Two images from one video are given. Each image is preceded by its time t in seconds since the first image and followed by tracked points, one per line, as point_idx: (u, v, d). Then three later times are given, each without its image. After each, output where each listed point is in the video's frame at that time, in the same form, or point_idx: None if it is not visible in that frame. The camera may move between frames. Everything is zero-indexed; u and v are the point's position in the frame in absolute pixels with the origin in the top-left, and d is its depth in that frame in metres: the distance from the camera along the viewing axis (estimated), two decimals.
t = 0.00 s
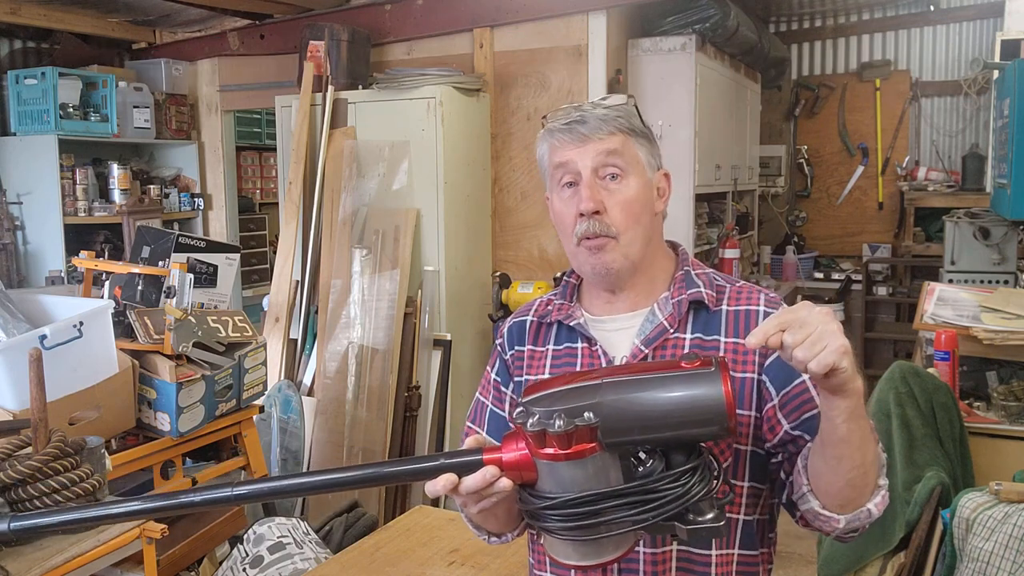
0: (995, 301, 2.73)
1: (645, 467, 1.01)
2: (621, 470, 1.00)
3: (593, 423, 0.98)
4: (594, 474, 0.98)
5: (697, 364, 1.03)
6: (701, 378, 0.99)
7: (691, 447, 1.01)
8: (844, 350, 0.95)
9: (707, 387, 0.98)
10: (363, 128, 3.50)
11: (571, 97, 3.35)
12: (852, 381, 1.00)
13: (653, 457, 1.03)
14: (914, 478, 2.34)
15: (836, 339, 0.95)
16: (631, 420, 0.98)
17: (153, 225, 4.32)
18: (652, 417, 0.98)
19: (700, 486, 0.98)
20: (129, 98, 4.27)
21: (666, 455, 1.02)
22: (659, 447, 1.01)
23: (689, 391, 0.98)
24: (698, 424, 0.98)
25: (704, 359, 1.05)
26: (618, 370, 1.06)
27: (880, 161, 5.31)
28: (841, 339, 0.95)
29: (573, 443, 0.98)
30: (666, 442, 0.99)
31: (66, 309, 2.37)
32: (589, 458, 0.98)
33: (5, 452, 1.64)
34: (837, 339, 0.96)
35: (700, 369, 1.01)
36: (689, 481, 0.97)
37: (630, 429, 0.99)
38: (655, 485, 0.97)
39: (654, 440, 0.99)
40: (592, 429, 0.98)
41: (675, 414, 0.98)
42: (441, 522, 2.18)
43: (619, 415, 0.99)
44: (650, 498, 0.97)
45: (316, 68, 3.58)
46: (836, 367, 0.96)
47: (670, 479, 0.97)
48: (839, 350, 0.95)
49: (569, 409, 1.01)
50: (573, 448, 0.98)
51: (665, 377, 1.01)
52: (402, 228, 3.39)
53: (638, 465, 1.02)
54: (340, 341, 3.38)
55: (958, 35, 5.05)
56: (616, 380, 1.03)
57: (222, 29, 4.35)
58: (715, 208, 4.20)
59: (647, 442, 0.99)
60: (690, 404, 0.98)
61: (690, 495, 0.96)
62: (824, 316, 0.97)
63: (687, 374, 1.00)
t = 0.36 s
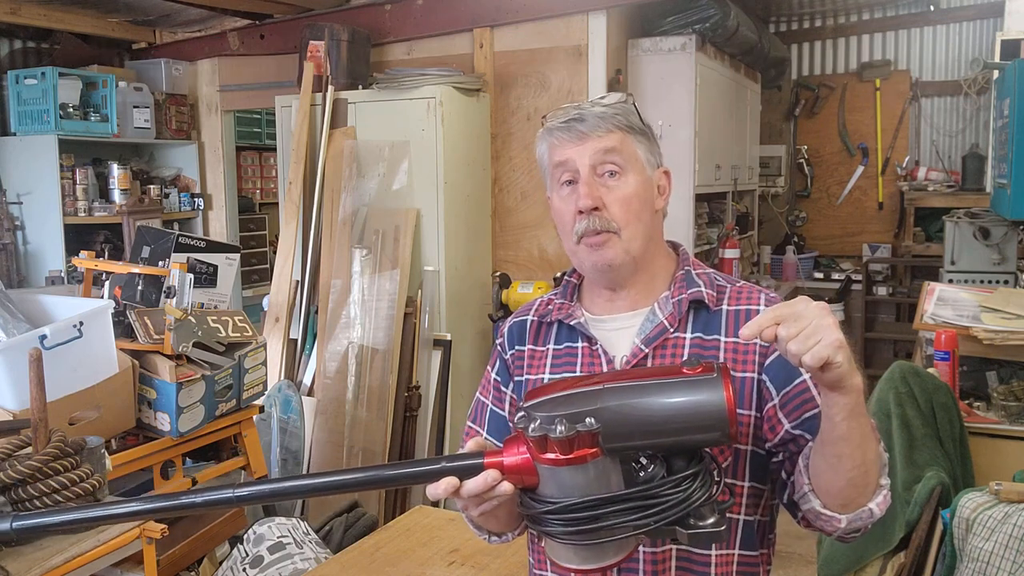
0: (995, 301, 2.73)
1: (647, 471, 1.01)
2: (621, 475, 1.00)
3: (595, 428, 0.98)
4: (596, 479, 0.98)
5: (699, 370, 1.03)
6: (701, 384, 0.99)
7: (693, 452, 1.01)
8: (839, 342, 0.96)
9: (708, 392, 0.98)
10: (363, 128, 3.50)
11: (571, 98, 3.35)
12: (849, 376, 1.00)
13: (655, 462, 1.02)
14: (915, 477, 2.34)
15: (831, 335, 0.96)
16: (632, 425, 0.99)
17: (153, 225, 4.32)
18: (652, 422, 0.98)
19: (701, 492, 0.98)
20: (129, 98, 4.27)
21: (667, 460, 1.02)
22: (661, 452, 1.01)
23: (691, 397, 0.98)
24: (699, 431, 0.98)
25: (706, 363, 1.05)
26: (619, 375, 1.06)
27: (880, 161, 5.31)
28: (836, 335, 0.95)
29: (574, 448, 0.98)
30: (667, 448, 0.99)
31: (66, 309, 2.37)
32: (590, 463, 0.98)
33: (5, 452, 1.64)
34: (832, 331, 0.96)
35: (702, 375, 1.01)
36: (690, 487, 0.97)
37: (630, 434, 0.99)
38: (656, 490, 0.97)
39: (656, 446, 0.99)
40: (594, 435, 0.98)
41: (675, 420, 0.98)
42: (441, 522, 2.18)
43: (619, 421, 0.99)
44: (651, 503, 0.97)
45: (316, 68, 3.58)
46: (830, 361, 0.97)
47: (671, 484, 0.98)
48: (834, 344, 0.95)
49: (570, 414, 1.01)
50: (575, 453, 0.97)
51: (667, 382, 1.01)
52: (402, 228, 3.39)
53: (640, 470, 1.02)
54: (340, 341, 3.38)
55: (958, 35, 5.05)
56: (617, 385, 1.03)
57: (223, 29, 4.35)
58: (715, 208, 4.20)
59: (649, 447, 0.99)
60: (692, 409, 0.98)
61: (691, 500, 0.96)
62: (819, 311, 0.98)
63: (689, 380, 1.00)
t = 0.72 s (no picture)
0: (995, 301, 2.73)
1: (645, 472, 1.01)
2: (620, 475, 1.00)
3: (593, 427, 0.98)
4: (594, 478, 0.98)
5: (699, 371, 1.02)
6: (700, 384, 0.99)
7: (691, 453, 1.01)
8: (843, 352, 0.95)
9: (709, 393, 0.98)
10: (363, 128, 3.50)
11: (571, 98, 3.35)
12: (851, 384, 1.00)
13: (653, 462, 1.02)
14: (915, 478, 2.32)
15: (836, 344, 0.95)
16: (632, 424, 0.99)
17: (153, 225, 4.32)
18: (650, 422, 0.98)
19: (699, 492, 0.97)
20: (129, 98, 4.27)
21: (665, 460, 1.02)
22: (659, 453, 1.01)
23: (690, 398, 0.98)
24: (697, 432, 0.98)
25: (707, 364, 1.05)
26: (619, 375, 1.06)
27: (880, 161, 5.31)
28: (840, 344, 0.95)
29: (572, 447, 0.98)
30: (666, 448, 0.99)
31: (66, 309, 2.37)
32: (588, 462, 0.98)
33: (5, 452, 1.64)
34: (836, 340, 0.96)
35: (702, 376, 1.01)
36: (688, 487, 0.97)
37: (629, 434, 0.99)
38: (654, 491, 0.97)
39: (654, 446, 0.99)
40: (592, 434, 0.98)
41: (674, 421, 0.98)
42: (441, 522, 2.18)
43: (618, 421, 0.99)
44: (648, 503, 0.97)
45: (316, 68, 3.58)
46: (834, 370, 0.96)
47: (669, 485, 0.98)
48: (838, 354, 0.95)
49: (569, 413, 1.01)
50: (573, 452, 0.97)
51: (667, 383, 1.00)
52: (402, 228, 3.39)
53: (637, 470, 1.02)
54: (340, 341, 3.39)
55: (958, 35, 5.05)
56: (617, 385, 1.03)
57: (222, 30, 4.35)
58: (715, 208, 4.20)
59: (647, 448, 0.99)
60: (691, 410, 0.98)
61: (688, 501, 0.96)
62: (822, 320, 0.98)
63: (689, 381, 1.00)
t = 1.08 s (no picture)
0: (995, 301, 2.73)
1: (649, 472, 1.01)
2: (623, 475, 1.01)
3: (598, 427, 0.98)
4: (598, 478, 0.99)
5: (703, 372, 1.02)
6: (704, 385, 0.99)
7: (695, 453, 1.00)
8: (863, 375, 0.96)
9: (713, 394, 0.98)
10: (363, 128, 3.50)
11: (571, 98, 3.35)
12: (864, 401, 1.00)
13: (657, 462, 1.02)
14: (915, 478, 2.32)
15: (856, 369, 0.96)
16: (635, 425, 0.98)
17: (152, 225, 4.31)
18: (654, 423, 0.98)
19: (703, 492, 0.97)
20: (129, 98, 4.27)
21: (669, 461, 1.01)
22: (663, 453, 1.01)
23: (694, 398, 0.98)
24: (702, 432, 0.97)
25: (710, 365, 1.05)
26: (622, 376, 1.06)
27: (880, 160, 5.31)
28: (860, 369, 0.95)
29: (577, 446, 0.98)
30: (669, 448, 0.99)
31: (66, 309, 2.37)
32: (592, 462, 0.98)
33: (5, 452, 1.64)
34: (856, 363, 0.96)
35: (705, 376, 1.00)
36: (691, 487, 0.97)
37: (633, 435, 0.99)
38: (657, 491, 0.97)
39: (657, 446, 0.99)
40: (597, 433, 0.98)
41: (678, 420, 0.98)
42: (441, 523, 2.18)
43: (621, 422, 0.99)
44: (652, 503, 0.97)
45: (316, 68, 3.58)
46: (852, 393, 0.97)
47: (672, 485, 0.98)
48: (859, 377, 0.96)
49: (574, 413, 1.01)
50: (578, 452, 0.98)
51: (670, 385, 1.00)
52: (402, 228, 3.39)
53: (642, 470, 1.02)
54: (340, 341, 3.39)
55: (958, 34, 5.05)
56: (622, 386, 1.02)
57: (223, 30, 4.35)
58: (715, 208, 4.20)
59: (650, 448, 0.99)
60: (694, 410, 0.97)
61: (692, 501, 0.96)
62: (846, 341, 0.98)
63: (693, 381, 0.99)
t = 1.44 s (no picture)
0: (995, 301, 2.73)
1: (655, 473, 1.01)
2: (629, 477, 1.01)
3: (605, 430, 0.98)
4: (604, 480, 0.98)
5: (709, 373, 1.02)
6: (710, 387, 0.99)
7: (700, 454, 1.01)
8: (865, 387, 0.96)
9: (717, 396, 0.98)
10: (363, 128, 3.50)
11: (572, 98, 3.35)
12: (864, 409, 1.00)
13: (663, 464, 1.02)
14: (915, 478, 2.32)
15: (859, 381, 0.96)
16: (642, 426, 0.99)
17: (152, 225, 4.32)
18: (660, 425, 0.98)
19: (709, 494, 0.98)
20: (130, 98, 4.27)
21: (675, 462, 1.02)
22: (669, 455, 1.01)
23: (700, 400, 0.98)
24: (706, 433, 0.98)
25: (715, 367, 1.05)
26: (627, 378, 1.06)
27: (880, 160, 5.31)
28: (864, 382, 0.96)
29: (584, 449, 0.98)
30: (675, 450, 0.99)
31: (66, 309, 2.37)
32: (598, 464, 0.98)
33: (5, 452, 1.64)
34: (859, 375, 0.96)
35: (711, 378, 1.01)
36: (697, 489, 0.98)
37: (639, 436, 0.99)
38: (663, 492, 0.98)
39: (663, 448, 0.99)
40: (604, 436, 0.98)
41: (683, 423, 0.98)
42: (441, 522, 2.18)
43: (628, 423, 0.99)
44: (658, 505, 0.97)
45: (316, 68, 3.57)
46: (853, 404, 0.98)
47: (679, 487, 0.98)
48: (860, 389, 0.96)
49: (580, 416, 1.01)
50: (584, 454, 0.98)
51: (675, 386, 1.00)
52: (402, 228, 3.39)
53: (648, 471, 1.02)
54: (340, 341, 3.39)
55: (958, 34, 5.05)
56: (627, 389, 1.03)
57: (223, 30, 4.35)
58: (715, 208, 4.20)
59: (656, 450, 0.99)
60: (700, 412, 0.98)
61: (698, 503, 0.97)
62: (851, 351, 0.98)
63: (698, 383, 1.00)
